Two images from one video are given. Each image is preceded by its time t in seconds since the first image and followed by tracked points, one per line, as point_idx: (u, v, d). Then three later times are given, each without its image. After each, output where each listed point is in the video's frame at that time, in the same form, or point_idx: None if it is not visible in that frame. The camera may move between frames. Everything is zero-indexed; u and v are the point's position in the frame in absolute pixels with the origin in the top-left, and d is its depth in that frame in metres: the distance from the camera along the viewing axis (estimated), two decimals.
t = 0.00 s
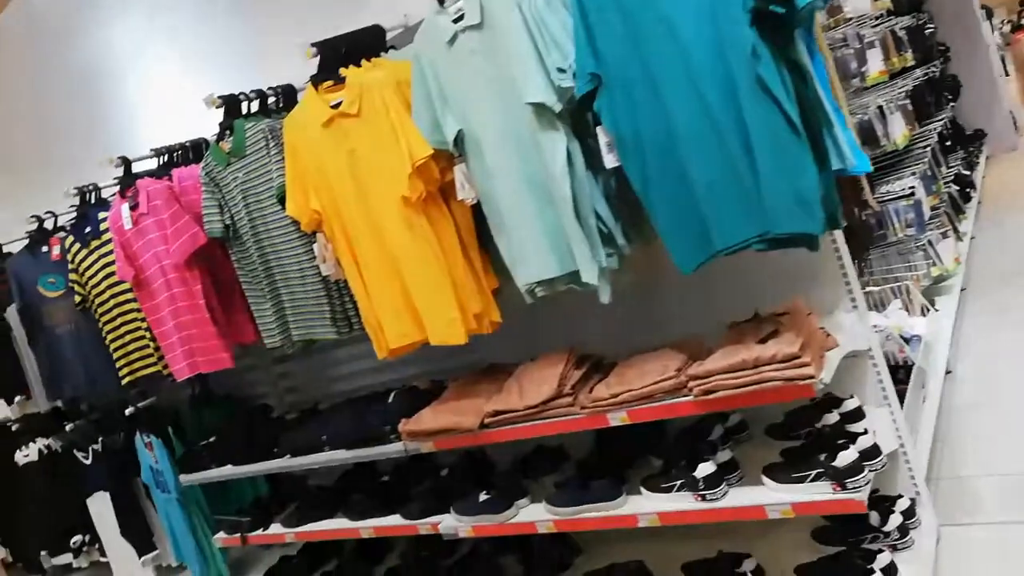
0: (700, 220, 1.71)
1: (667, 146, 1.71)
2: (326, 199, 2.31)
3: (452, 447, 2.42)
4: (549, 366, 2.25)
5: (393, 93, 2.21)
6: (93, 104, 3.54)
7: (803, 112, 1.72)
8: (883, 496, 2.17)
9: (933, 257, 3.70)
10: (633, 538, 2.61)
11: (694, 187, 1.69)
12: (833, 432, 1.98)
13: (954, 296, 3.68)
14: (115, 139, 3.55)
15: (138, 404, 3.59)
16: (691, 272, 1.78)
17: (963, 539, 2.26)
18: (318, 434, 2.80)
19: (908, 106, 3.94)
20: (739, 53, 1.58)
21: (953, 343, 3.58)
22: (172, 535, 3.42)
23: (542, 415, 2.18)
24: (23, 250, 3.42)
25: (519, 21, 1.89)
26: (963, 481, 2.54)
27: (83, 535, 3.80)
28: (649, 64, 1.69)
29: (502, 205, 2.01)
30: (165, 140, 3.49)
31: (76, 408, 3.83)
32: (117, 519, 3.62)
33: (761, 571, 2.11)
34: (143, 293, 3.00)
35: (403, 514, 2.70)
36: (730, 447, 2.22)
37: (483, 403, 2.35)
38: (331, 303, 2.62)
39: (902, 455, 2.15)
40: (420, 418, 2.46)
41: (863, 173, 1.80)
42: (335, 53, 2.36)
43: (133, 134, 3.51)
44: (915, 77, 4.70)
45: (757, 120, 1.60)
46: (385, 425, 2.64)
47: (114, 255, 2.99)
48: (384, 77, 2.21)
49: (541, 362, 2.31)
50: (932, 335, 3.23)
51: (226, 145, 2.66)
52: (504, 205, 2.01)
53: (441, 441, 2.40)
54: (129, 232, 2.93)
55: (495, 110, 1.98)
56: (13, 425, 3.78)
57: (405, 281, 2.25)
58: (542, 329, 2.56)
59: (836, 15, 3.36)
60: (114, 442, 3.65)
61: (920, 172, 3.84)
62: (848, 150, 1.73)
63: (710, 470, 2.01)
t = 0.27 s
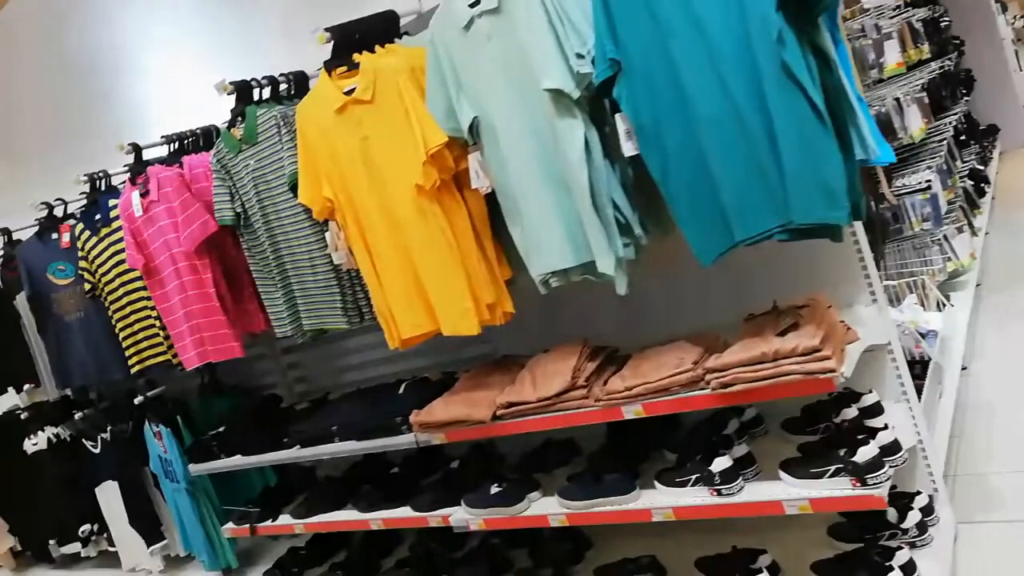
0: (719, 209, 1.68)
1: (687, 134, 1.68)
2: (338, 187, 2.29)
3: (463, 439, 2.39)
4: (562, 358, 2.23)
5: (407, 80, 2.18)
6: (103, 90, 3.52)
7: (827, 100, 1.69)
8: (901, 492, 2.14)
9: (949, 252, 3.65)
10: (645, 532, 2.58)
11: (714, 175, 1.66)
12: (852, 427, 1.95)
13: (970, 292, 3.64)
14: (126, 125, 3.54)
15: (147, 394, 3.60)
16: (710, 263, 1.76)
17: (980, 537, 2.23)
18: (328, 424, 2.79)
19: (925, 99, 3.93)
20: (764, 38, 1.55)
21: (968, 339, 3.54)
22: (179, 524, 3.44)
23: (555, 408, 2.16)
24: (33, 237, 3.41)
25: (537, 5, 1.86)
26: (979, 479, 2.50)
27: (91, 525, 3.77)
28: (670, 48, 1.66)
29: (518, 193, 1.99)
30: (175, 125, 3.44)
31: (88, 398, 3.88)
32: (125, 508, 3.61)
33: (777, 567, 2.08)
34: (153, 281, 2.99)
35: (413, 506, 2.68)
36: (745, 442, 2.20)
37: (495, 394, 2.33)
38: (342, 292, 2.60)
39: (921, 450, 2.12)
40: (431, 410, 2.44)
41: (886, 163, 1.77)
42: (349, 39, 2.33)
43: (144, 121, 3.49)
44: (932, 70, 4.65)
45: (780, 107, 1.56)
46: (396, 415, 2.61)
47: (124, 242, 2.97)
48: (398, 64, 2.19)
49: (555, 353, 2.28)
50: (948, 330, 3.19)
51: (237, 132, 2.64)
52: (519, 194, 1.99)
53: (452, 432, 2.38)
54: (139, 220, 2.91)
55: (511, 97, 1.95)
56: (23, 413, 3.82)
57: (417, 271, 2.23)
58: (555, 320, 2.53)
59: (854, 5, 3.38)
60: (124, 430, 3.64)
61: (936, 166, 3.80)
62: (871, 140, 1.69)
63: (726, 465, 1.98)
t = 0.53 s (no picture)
0: (736, 200, 1.67)
1: (703, 124, 1.66)
2: (348, 179, 2.27)
3: (473, 435, 2.37)
4: (573, 353, 2.20)
5: (418, 70, 2.16)
6: (109, 83, 3.51)
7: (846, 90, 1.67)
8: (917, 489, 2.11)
9: (961, 247, 3.62)
10: (656, 528, 2.55)
11: (731, 166, 1.64)
12: (868, 423, 1.92)
13: (982, 287, 3.60)
14: (133, 119, 3.53)
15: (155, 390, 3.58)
16: (726, 255, 1.75)
17: (996, 534, 2.21)
18: (335, 419, 2.77)
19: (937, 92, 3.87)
20: (784, 26, 1.53)
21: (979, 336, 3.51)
22: (186, 519, 3.43)
23: (566, 403, 2.13)
24: (39, 230, 3.40)
25: None
26: (994, 476, 2.47)
27: (98, 520, 3.77)
28: (686, 37, 1.64)
29: (530, 185, 1.97)
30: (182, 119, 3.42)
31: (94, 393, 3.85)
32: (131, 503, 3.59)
33: (792, 565, 2.05)
34: (160, 275, 2.97)
35: (421, 502, 2.66)
36: (759, 439, 2.17)
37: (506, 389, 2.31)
38: (351, 286, 2.58)
39: (937, 448, 2.10)
40: (440, 405, 2.42)
41: (904, 154, 1.75)
42: (359, 30, 2.32)
43: (151, 114, 3.48)
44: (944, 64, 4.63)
45: (800, 95, 1.54)
46: (405, 410, 2.58)
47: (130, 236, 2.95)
48: (409, 54, 2.17)
49: (566, 348, 2.25)
50: (961, 327, 3.16)
51: (245, 125, 2.63)
52: (531, 186, 1.97)
53: (462, 428, 2.35)
54: (146, 213, 2.90)
55: (524, 87, 1.93)
56: (28, 408, 3.80)
57: (427, 264, 2.21)
58: (566, 315, 2.51)
59: None
60: (130, 426, 3.60)
61: (948, 160, 3.77)
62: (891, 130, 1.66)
63: (740, 461, 1.95)
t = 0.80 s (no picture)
0: (754, 193, 1.64)
1: (722, 115, 1.63)
2: (357, 173, 2.25)
3: (483, 432, 2.34)
4: (585, 349, 2.17)
5: (429, 62, 2.13)
6: (116, 77, 3.50)
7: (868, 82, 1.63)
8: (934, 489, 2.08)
9: (973, 244, 3.58)
10: (667, 527, 2.53)
11: (750, 159, 1.61)
12: (887, 420, 1.90)
13: (994, 285, 3.56)
14: (139, 113, 3.51)
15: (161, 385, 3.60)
16: (742, 250, 1.72)
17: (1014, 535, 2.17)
18: (343, 416, 2.75)
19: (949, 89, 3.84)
20: (806, 15, 1.50)
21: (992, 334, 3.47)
22: (192, 517, 3.41)
23: (578, 400, 2.11)
24: (45, 225, 3.38)
25: None
26: (1010, 476, 2.44)
27: (103, 517, 3.76)
28: (705, 26, 1.61)
29: (542, 179, 1.94)
30: (189, 114, 3.40)
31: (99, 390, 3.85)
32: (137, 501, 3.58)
33: (808, 565, 2.02)
34: (167, 271, 2.95)
35: (430, 500, 2.63)
36: (773, 437, 2.14)
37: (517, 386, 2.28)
38: (359, 282, 2.56)
39: (955, 448, 2.06)
40: (450, 402, 2.40)
41: (925, 148, 1.71)
42: (370, 21, 2.29)
43: (157, 109, 3.46)
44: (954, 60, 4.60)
45: (822, 86, 1.51)
46: (414, 408, 2.56)
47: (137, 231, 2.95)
48: (419, 45, 2.14)
49: (578, 344, 2.22)
50: (974, 325, 3.13)
51: (253, 118, 2.60)
52: (544, 180, 1.94)
53: (472, 425, 2.33)
54: (153, 208, 2.88)
55: (538, 79, 1.90)
56: (33, 403, 3.79)
57: (437, 259, 2.18)
58: (577, 312, 2.48)
59: None
60: (135, 423, 3.63)
61: (960, 156, 3.73)
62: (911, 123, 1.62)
63: (756, 459, 1.92)
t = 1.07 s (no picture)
0: (773, 190, 1.62)
1: (740, 111, 1.61)
2: (368, 171, 2.23)
3: (494, 433, 2.32)
4: (598, 349, 2.15)
5: (440, 58, 2.11)
6: (123, 76, 3.48)
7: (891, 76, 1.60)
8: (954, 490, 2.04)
9: (986, 244, 3.54)
10: (681, 529, 2.50)
11: (769, 155, 1.59)
12: (907, 421, 1.87)
13: (1007, 284, 3.52)
14: (146, 112, 3.49)
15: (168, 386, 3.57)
16: (761, 247, 1.69)
17: None
18: (352, 417, 2.72)
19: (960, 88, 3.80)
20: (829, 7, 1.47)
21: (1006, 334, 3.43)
22: (199, 520, 3.38)
23: (592, 401, 2.08)
24: (51, 225, 3.36)
25: None
26: None
27: (110, 519, 3.74)
28: (724, 20, 1.59)
29: (556, 176, 1.91)
30: (196, 113, 3.38)
31: (105, 390, 3.84)
32: (144, 502, 3.56)
33: (825, 567, 2.00)
34: (174, 270, 2.93)
35: (440, 501, 2.61)
36: (790, 438, 2.11)
37: (529, 386, 2.26)
38: (369, 281, 2.53)
39: (974, 450, 2.03)
40: (461, 403, 2.37)
41: (946, 144, 1.68)
42: (380, 19, 2.27)
43: (164, 108, 3.44)
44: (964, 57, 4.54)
45: (845, 80, 1.48)
46: (425, 409, 2.54)
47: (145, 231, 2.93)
48: (430, 41, 2.12)
49: (590, 344, 2.20)
50: (989, 325, 3.09)
51: (261, 116, 2.58)
52: (557, 177, 1.91)
53: (483, 425, 2.30)
54: (160, 208, 2.86)
55: (551, 74, 1.87)
56: (39, 404, 3.80)
57: (448, 258, 2.16)
58: (589, 311, 2.46)
59: None
60: (141, 424, 3.58)
61: (972, 155, 3.69)
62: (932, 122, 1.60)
63: (773, 461, 1.89)
